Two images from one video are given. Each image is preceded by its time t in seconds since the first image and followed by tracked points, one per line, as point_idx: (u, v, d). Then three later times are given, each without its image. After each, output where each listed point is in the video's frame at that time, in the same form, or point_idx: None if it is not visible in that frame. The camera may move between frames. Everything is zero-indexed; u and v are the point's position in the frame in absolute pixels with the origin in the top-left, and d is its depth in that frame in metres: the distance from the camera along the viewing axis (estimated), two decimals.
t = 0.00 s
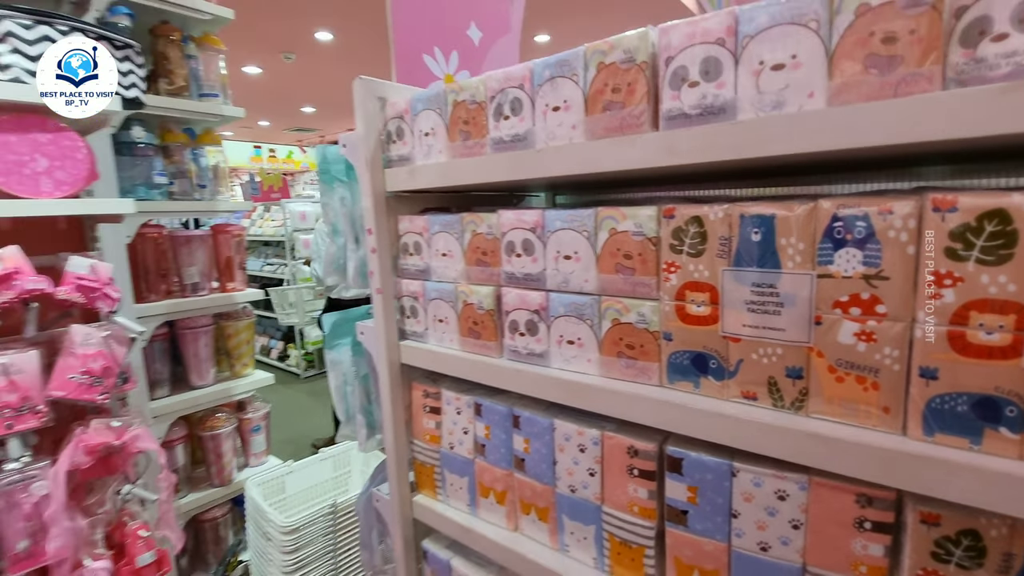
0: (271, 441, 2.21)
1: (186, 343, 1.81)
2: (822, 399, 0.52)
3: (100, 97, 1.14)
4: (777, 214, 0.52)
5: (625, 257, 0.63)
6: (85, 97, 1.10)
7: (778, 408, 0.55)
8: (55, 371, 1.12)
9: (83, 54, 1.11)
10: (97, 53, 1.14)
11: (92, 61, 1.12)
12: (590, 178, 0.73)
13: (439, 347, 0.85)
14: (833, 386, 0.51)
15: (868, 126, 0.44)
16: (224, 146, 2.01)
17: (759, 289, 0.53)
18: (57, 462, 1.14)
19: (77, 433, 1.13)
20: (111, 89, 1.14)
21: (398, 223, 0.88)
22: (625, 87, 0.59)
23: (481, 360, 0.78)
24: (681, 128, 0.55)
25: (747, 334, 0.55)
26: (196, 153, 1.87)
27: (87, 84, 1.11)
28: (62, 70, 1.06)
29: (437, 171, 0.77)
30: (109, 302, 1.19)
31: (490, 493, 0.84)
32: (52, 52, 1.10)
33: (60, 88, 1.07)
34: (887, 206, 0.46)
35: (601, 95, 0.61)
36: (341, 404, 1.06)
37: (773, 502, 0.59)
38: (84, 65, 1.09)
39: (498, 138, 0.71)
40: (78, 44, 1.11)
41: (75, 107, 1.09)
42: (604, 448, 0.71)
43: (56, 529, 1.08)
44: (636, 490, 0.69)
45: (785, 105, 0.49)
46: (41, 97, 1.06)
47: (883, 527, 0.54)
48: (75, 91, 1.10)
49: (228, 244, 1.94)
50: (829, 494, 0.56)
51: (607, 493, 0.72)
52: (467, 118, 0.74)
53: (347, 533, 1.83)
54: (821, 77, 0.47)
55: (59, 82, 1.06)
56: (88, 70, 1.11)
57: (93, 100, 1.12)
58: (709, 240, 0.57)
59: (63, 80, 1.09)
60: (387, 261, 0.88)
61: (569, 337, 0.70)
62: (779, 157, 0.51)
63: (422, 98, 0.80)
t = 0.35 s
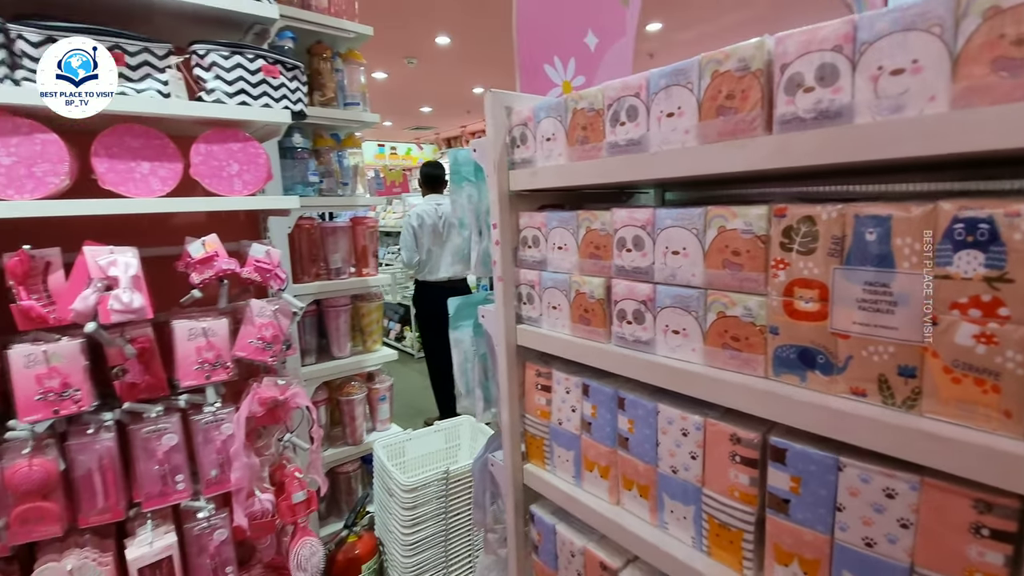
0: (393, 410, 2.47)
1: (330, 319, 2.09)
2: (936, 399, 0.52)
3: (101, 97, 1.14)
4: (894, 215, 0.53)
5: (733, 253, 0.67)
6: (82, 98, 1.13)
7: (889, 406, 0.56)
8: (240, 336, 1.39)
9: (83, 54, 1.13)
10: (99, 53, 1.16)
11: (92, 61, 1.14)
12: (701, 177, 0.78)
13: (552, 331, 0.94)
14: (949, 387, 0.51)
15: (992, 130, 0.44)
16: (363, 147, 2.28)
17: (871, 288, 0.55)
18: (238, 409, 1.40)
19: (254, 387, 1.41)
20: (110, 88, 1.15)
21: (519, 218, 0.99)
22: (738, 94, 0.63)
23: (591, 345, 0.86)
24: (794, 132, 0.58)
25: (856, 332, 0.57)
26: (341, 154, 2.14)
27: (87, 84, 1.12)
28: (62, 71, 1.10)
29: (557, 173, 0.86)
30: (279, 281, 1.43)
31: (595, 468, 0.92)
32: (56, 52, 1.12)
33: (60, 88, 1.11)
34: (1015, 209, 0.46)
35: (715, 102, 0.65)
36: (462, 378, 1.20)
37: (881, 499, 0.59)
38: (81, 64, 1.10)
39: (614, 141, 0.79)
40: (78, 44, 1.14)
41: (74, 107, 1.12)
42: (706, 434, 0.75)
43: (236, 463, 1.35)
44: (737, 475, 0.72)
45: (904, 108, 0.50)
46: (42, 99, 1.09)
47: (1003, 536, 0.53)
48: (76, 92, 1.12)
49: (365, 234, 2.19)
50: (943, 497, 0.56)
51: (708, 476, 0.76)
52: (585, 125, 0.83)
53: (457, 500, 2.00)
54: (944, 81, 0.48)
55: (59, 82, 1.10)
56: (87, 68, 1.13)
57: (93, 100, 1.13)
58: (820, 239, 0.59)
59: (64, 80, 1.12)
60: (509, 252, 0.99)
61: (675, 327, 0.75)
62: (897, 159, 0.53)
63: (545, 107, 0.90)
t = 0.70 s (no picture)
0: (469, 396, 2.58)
1: (416, 306, 2.22)
2: None
3: (100, 97, 1.17)
4: (1008, 213, 0.51)
5: (826, 249, 0.67)
6: (83, 97, 1.15)
7: (997, 414, 0.53)
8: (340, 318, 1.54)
9: (83, 54, 1.15)
10: (99, 52, 1.17)
11: (93, 61, 1.16)
12: (795, 173, 0.77)
13: (633, 324, 0.96)
14: None
15: None
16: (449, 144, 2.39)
17: (980, 289, 0.53)
18: (337, 384, 1.55)
19: (351, 365, 1.56)
20: (110, 88, 1.17)
21: (602, 213, 1.02)
22: (837, 87, 0.65)
23: (672, 339, 0.87)
24: (897, 124, 0.59)
25: (963, 335, 0.55)
26: (429, 150, 2.25)
27: (86, 84, 1.14)
28: (62, 72, 1.12)
29: (641, 168, 0.90)
30: (375, 269, 1.55)
31: (671, 460, 0.93)
32: (58, 52, 1.14)
33: (60, 88, 1.14)
34: None
35: (811, 95, 0.67)
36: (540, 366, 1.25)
37: (985, 513, 0.56)
38: (79, 65, 1.12)
39: (703, 136, 0.81)
40: (79, 44, 1.15)
41: (73, 106, 1.14)
42: (790, 433, 0.74)
43: (335, 432, 1.50)
44: (823, 477, 0.71)
45: None
46: (42, 98, 1.13)
47: None
48: (77, 92, 1.15)
49: (449, 227, 2.31)
50: None
51: (790, 476, 0.75)
52: (672, 120, 0.85)
53: (530, 486, 2.07)
54: None
55: (59, 82, 1.13)
56: (86, 68, 1.14)
57: (93, 100, 1.15)
58: (923, 236, 0.57)
59: (65, 80, 1.15)
60: (591, 246, 1.02)
61: (761, 324, 0.75)
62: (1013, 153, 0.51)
63: (632, 104, 0.93)
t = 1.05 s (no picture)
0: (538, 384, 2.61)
1: (493, 296, 2.30)
2: None
3: (100, 97, 1.22)
4: None
5: (934, 253, 0.64)
6: (82, 97, 1.20)
7: None
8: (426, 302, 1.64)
9: (83, 54, 1.20)
10: (98, 52, 1.22)
11: (92, 61, 1.21)
12: (903, 173, 0.74)
13: (715, 322, 0.96)
14: None
15: None
16: (533, 138, 2.43)
17: None
18: (420, 363, 1.66)
19: (434, 347, 1.66)
20: (109, 88, 1.22)
21: (688, 210, 1.03)
22: (956, 83, 0.61)
23: (757, 340, 0.87)
24: None
25: None
26: (513, 146, 2.33)
27: (86, 84, 1.20)
28: (61, 72, 1.18)
29: (734, 166, 0.89)
30: (459, 258, 1.64)
31: (749, 462, 0.92)
32: (57, 52, 1.20)
33: (59, 88, 1.19)
34: None
35: (925, 93, 0.64)
36: (615, 359, 1.27)
37: None
38: (78, 65, 1.17)
39: (802, 134, 0.79)
40: (79, 44, 1.21)
41: (73, 106, 1.20)
42: (882, 444, 0.72)
43: (416, 409, 1.61)
44: (917, 492, 0.68)
45: None
46: (43, 97, 1.19)
47: None
48: (78, 91, 1.20)
49: (528, 220, 2.36)
50: None
51: (880, 488, 0.72)
52: (769, 117, 0.84)
53: (597, 480, 2.08)
54: None
55: (59, 83, 1.18)
56: (85, 68, 1.19)
57: (92, 100, 1.21)
58: None
59: (65, 80, 1.20)
60: (675, 242, 1.03)
61: (856, 329, 0.73)
62: None
63: (726, 100, 0.92)
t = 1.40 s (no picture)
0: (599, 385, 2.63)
1: (557, 294, 2.33)
2: None
3: (100, 96, 1.31)
4: None
5: None
6: (82, 97, 1.29)
7: None
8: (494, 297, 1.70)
9: (83, 55, 1.29)
10: (97, 52, 1.31)
11: (92, 61, 1.30)
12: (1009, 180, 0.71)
13: (792, 328, 0.95)
14: None
15: None
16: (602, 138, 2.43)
17: None
18: (487, 356, 1.73)
19: (500, 341, 1.72)
20: (108, 88, 1.31)
21: (767, 213, 1.01)
22: None
23: (838, 348, 0.85)
24: None
25: None
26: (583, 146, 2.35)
27: (86, 84, 1.29)
28: (63, 72, 1.26)
29: (820, 169, 0.87)
30: (528, 254, 1.69)
31: (824, 473, 0.90)
32: (58, 52, 1.28)
33: (60, 88, 1.28)
34: None
35: None
36: (683, 362, 1.27)
37: None
38: (80, 66, 1.26)
39: (896, 138, 0.77)
40: (78, 45, 1.29)
41: (74, 106, 1.29)
42: (973, 462, 0.68)
43: (482, 399, 1.67)
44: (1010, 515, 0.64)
45: None
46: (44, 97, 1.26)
47: None
48: (79, 91, 1.29)
49: (594, 220, 2.36)
50: None
51: (968, 509, 0.69)
52: (860, 120, 0.82)
53: (656, 483, 2.07)
54: None
55: (59, 83, 1.27)
56: (86, 69, 1.29)
57: (93, 100, 1.30)
58: None
59: (65, 80, 1.27)
60: (752, 245, 1.03)
61: (949, 341, 0.71)
62: None
63: (812, 103, 0.91)
